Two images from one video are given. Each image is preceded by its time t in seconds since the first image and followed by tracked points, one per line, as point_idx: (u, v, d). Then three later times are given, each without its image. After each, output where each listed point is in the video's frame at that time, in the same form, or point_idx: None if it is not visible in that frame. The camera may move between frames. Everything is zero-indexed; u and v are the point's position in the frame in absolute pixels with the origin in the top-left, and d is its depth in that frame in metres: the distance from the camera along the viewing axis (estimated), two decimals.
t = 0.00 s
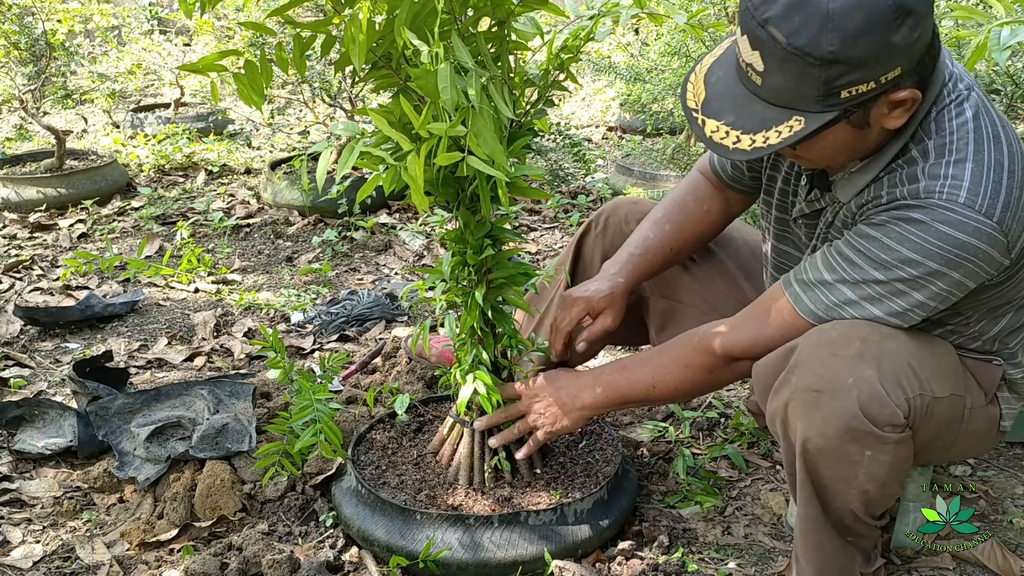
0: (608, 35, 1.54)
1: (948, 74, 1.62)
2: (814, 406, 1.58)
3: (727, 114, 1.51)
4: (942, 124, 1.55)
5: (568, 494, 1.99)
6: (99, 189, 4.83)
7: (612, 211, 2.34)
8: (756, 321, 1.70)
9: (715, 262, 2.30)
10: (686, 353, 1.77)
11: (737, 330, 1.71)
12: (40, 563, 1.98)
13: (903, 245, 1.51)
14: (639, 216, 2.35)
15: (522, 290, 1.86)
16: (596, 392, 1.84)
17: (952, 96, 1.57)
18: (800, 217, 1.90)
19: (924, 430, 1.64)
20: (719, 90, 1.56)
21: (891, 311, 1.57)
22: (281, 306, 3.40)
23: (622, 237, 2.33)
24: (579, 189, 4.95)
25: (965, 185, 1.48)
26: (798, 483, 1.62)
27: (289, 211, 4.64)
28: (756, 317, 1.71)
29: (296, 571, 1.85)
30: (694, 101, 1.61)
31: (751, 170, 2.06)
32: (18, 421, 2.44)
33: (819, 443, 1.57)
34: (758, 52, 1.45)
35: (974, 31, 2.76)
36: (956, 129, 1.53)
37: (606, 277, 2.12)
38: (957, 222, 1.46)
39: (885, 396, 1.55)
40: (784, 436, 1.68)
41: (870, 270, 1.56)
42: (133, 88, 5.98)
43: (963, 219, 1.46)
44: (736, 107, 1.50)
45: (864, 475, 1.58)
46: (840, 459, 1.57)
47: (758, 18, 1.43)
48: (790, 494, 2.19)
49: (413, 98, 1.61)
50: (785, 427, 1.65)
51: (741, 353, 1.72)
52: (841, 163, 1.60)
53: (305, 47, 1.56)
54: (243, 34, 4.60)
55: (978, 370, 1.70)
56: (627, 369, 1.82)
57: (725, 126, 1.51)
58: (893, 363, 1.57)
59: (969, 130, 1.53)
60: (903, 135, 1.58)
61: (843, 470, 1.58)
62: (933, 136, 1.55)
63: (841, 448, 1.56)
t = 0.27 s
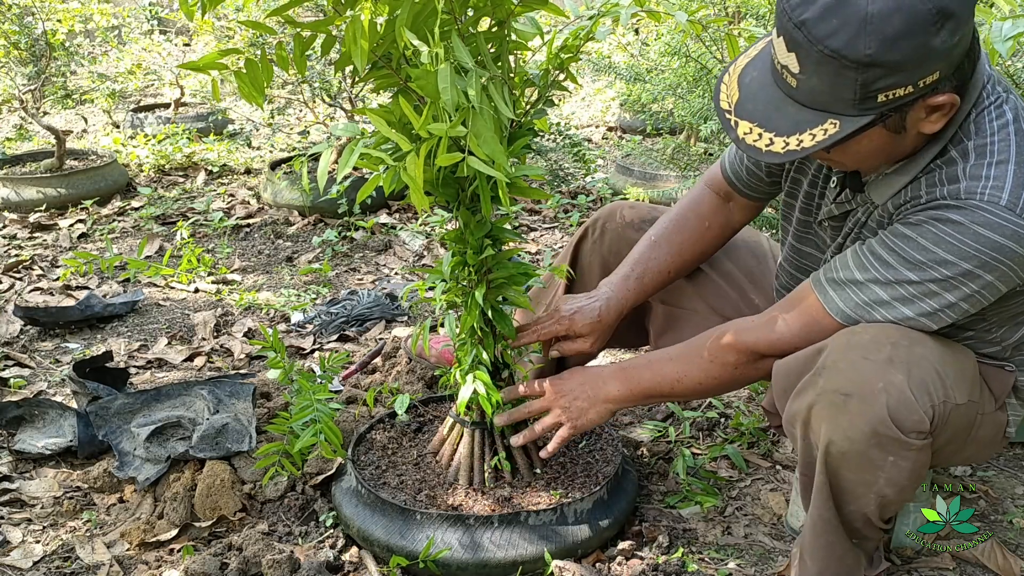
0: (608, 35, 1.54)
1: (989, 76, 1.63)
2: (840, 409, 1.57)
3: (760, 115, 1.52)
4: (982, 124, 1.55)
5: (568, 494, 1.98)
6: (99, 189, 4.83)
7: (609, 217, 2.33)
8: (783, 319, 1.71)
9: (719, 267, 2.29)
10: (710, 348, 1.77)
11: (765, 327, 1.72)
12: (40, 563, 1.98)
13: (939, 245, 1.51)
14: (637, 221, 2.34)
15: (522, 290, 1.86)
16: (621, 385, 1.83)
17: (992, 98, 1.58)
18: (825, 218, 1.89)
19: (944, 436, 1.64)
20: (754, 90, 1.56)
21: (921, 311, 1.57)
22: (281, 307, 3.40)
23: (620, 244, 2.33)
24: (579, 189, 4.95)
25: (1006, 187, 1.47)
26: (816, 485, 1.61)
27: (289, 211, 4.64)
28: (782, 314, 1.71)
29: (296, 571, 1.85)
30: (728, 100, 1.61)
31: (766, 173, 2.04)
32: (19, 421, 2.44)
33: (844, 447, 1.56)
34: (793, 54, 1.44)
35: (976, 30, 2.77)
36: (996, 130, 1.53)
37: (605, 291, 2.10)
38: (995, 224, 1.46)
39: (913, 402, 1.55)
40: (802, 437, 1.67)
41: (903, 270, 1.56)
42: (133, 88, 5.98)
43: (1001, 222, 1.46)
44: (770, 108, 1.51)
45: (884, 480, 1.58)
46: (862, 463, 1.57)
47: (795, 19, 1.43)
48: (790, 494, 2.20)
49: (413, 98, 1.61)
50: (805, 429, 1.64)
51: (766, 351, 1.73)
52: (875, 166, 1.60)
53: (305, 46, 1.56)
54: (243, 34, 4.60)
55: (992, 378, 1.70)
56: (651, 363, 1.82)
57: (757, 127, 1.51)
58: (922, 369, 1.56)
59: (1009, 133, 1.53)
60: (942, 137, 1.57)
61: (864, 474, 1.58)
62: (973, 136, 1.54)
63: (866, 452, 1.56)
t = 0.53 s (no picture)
0: (608, 35, 1.53)
1: (1011, 79, 1.63)
2: (854, 414, 1.56)
3: (772, 100, 1.52)
4: (1005, 127, 1.55)
5: (568, 494, 1.98)
6: (99, 189, 4.84)
7: (608, 220, 2.34)
8: (794, 316, 1.69)
9: (720, 269, 2.29)
10: (720, 345, 1.77)
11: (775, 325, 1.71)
12: (40, 563, 1.98)
13: (958, 248, 1.50)
14: (635, 225, 2.34)
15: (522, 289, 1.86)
16: (631, 381, 1.82)
17: (1015, 101, 1.58)
18: (842, 220, 1.89)
19: (953, 441, 1.64)
20: (769, 77, 1.56)
21: (936, 314, 1.57)
22: (281, 306, 3.40)
23: (619, 247, 2.33)
24: (579, 189, 4.95)
25: None
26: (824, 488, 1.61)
27: (289, 211, 4.64)
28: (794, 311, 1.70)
29: (295, 571, 1.85)
30: (743, 87, 1.62)
31: (781, 175, 2.04)
32: (19, 421, 2.44)
33: (856, 451, 1.56)
34: (805, 37, 1.45)
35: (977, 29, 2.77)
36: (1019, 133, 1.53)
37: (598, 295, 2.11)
38: (1016, 228, 1.46)
39: (928, 408, 1.54)
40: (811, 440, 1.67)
41: (920, 272, 1.55)
42: (134, 88, 5.98)
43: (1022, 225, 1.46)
44: (783, 94, 1.51)
45: (894, 485, 1.59)
46: (873, 468, 1.56)
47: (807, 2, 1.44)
48: (790, 495, 2.20)
49: (413, 98, 1.61)
50: (816, 432, 1.64)
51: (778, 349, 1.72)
52: (892, 162, 1.60)
53: (305, 46, 1.56)
54: (243, 34, 4.60)
55: (1000, 383, 1.70)
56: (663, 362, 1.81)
57: (768, 112, 1.52)
58: (936, 376, 1.56)
59: None
60: (961, 138, 1.57)
61: (874, 479, 1.58)
62: (996, 139, 1.55)
63: (877, 457, 1.55)
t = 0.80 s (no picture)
0: (608, 34, 1.54)
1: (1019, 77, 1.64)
2: (856, 412, 1.56)
3: (784, 78, 1.54)
4: (1012, 123, 1.55)
5: (568, 494, 1.98)
6: (99, 189, 4.84)
7: (609, 221, 2.34)
8: (801, 311, 1.70)
9: (721, 268, 2.29)
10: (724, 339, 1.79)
11: (781, 319, 1.72)
12: (40, 563, 1.98)
13: (963, 242, 1.51)
14: (636, 225, 2.35)
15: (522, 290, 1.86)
16: (639, 372, 1.84)
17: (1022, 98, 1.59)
18: (849, 216, 1.88)
19: (954, 441, 1.64)
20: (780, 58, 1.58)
21: (941, 310, 1.56)
22: (281, 306, 3.40)
23: (619, 248, 2.33)
24: (579, 190, 4.95)
25: None
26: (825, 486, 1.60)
27: (289, 211, 4.64)
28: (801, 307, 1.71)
29: (296, 571, 1.85)
30: (755, 69, 1.63)
31: (788, 174, 2.04)
32: (19, 421, 2.44)
33: (858, 449, 1.56)
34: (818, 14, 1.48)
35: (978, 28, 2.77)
36: None
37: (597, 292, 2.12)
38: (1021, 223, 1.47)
39: (930, 407, 1.54)
40: (812, 438, 1.67)
41: (925, 267, 1.55)
42: (133, 88, 5.98)
43: None
44: (795, 72, 1.53)
45: (895, 483, 1.58)
46: (875, 466, 1.56)
47: None
48: (790, 494, 2.20)
49: (413, 98, 1.61)
50: (817, 430, 1.64)
51: (783, 344, 1.73)
52: (901, 150, 1.60)
53: (305, 46, 1.56)
54: (243, 34, 4.60)
55: (1002, 384, 1.70)
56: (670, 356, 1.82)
57: (779, 90, 1.53)
58: (938, 374, 1.56)
59: None
60: (970, 135, 1.59)
61: (876, 478, 1.57)
62: (1004, 135, 1.55)
63: (879, 455, 1.55)
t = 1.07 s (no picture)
0: (608, 34, 1.54)
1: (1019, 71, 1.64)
2: (858, 410, 1.56)
3: (790, 60, 1.55)
4: (1012, 116, 1.56)
5: (567, 494, 1.98)
6: (99, 189, 4.84)
7: (610, 221, 2.33)
8: (801, 310, 1.70)
9: (723, 268, 2.29)
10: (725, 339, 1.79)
11: (785, 318, 1.72)
12: (40, 563, 1.98)
13: (964, 235, 1.51)
14: (636, 225, 2.34)
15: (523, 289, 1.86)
16: (641, 373, 1.84)
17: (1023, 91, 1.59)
18: (850, 213, 1.88)
19: (955, 440, 1.64)
20: (786, 42, 1.60)
21: (943, 304, 1.56)
22: (281, 306, 3.40)
23: (620, 248, 2.33)
24: (579, 190, 4.95)
25: None
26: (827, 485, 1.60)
27: (289, 211, 4.64)
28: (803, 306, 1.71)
29: (296, 571, 1.85)
30: (760, 53, 1.65)
31: (791, 171, 2.04)
32: (19, 421, 2.44)
33: (859, 448, 1.56)
34: None
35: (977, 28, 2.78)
36: None
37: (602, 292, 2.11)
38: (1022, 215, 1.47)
39: (932, 405, 1.54)
40: (813, 437, 1.66)
41: (926, 261, 1.55)
42: (133, 88, 5.98)
43: None
44: (800, 53, 1.55)
45: (897, 482, 1.58)
46: (877, 465, 1.56)
47: None
48: (790, 494, 2.20)
49: (413, 98, 1.61)
50: (818, 428, 1.64)
51: (786, 342, 1.73)
52: (903, 138, 1.59)
53: (305, 46, 1.56)
54: (243, 34, 4.60)
55: (1002, 383, 1.71)
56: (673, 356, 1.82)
57: (785, 71, 1.55)
58: (940, 372, 1.56)
59: None
60: (970, 127, 1.59)
61: (877, 476, 1.57)
62: (1004, 128, 1.55)
63: (881, 454, 1.55)
